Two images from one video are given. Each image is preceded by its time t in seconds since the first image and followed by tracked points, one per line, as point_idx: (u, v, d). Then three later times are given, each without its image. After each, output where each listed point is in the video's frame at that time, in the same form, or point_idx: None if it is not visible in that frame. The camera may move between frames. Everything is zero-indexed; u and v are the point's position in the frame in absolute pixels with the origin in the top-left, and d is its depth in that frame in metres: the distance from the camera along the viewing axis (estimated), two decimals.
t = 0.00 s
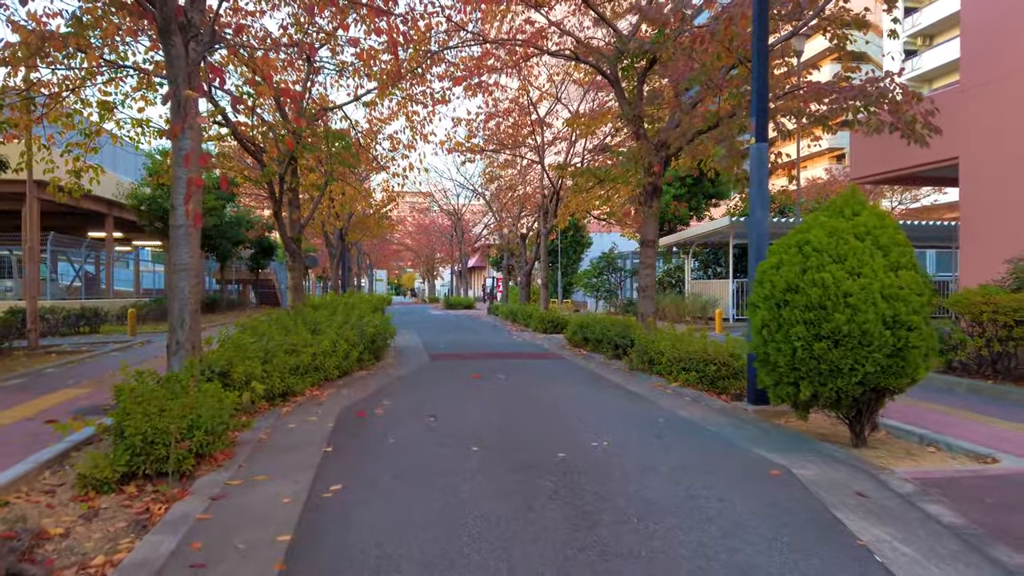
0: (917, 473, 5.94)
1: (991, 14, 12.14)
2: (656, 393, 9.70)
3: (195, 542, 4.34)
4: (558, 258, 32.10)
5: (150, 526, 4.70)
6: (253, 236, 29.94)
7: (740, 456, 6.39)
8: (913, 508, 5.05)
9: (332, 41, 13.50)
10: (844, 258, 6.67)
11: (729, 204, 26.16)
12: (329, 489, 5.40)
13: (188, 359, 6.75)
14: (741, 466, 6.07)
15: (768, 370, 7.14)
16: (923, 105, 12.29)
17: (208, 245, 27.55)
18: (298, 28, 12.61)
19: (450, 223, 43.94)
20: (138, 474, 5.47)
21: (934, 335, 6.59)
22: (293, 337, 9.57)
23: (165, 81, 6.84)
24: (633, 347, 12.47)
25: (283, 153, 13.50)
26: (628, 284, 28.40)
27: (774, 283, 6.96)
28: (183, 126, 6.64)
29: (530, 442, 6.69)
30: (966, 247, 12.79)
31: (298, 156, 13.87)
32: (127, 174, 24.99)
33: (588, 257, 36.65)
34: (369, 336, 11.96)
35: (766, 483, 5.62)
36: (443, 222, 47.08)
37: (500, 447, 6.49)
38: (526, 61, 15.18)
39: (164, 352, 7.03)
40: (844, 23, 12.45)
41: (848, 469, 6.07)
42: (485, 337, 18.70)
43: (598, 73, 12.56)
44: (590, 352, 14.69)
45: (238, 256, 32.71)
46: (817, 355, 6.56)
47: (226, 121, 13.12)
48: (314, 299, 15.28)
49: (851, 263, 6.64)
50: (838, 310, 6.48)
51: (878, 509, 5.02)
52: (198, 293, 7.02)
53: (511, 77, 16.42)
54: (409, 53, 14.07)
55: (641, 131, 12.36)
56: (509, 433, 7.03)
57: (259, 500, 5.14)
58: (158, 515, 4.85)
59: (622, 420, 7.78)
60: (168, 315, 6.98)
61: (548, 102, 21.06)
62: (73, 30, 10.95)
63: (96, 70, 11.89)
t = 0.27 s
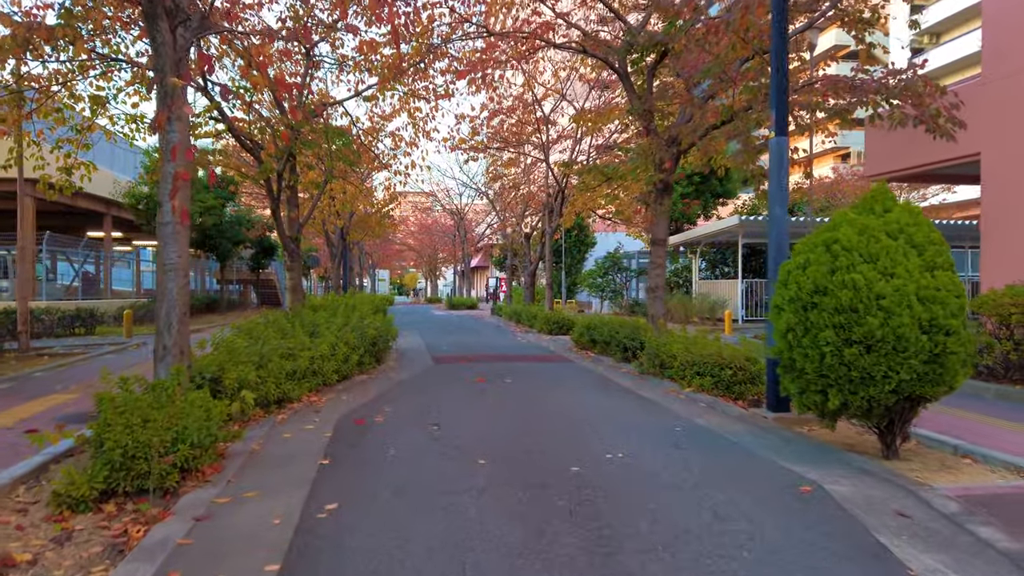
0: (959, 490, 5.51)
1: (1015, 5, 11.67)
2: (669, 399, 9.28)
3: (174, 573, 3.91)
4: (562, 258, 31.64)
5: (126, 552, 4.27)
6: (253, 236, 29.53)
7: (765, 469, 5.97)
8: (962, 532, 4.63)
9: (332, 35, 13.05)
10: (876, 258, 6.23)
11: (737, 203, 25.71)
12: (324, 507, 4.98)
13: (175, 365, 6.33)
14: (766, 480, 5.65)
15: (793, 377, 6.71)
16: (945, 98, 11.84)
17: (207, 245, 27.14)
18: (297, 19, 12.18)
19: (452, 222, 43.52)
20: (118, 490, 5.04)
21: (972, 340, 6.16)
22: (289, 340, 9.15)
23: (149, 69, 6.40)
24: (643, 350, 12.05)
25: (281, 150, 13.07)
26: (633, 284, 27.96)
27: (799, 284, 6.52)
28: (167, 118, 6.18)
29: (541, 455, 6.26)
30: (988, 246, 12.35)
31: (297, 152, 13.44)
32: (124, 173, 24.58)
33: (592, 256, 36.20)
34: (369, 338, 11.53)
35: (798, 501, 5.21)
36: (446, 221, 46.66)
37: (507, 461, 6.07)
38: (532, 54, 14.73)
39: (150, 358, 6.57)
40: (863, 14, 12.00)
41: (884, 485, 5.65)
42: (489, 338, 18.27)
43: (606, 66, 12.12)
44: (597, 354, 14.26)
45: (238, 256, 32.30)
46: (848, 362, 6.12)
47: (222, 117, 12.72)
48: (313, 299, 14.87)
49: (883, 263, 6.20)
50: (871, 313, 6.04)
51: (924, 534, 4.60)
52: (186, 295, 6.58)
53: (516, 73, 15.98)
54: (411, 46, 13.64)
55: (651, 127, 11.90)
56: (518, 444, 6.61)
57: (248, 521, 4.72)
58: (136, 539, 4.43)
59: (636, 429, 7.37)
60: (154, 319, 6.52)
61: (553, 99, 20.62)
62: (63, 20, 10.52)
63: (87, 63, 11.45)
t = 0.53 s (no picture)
0: (1006, 507, 5.10)
1: None
2: (683, 405, 8.85)
3: None
4: (566, 258, 31.21)
5: None
6: (254, 235, 29.13)
7: (794, 485, 5.55)
8: (1018, 557, 4.22)
9: (332, 27, 12.66)
10: (911, 258, 5.80)
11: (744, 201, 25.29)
12: (318, 529, 4.56)
13: (161, 372, 5.92)
14: (796, 497, 5.23)
15: (820, 385, 6.28)
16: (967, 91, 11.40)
17: (207, 245, 26.75)
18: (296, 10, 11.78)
19: (455, 222, 43.12)
20: (94, 511, 4.62)
21: (1016, 345, 5.74)
22: (286, 344, 8.74)
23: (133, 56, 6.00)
24: (654, 353, 11.63)
25: (279, 146, 12.66)
26: (639, 284, 27.53)
27: (828, 286, 6.09)
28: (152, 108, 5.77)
29: (552, 468, 5.84)
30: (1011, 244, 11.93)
31: (296, 149, 13.05)
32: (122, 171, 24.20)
33: (596, 256, 35.77)
34: (369, 341, 11.12)
35: (833, 521, 4.79)
36: (448, 221, 46.26)
37: (516, 475, 5.66)
38: (537, 48, 14.32)
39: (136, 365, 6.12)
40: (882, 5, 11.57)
41: (923, 502, 5.23)
42: (493, 340, 17.87)
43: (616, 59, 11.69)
44: (605, 357, 13.85)
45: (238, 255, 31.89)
46: (882, 369, 5.69)
47: (219, 111, 12.31)
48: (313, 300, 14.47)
49: (920, 263, 5.77)
50: (907, 317, 5.61)
51: (977, 559, 4.20)
52: (174, 297, 6.15)
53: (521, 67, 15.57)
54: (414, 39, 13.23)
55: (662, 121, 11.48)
56: (527, 456, 6.20)
57: (236, 544, 4.31)
58: (110, 566, 4.01)
59: (652, 439, 6.95)
60: (140, 322, 6.08)
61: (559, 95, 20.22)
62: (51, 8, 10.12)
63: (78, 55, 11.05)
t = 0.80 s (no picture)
0: None
1: None
2: (697, 413, 8.45)
3: None
4: (570, 258, 30.78)
5: None
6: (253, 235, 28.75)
7: (821, 503, 5.15)
8: None
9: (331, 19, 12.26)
10: (947, 258, 5.37)
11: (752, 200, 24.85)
12: (307, 555, 4.16)
13: (142, 380, 5.53)
14: (826, 517, 4.83)
15: (848, 393, 5.87)
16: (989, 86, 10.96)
17: (206, 245, 26.39)
18: None
19: (458, 222, 42.73)
20: (63, 533, 4.23)
21: None
22: (280, 347, 8.36)
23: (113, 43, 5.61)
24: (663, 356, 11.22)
25: (276, 141, 12.26)
26: (644, 284, 27.12)
27: (857, 287, 5.68)
28: (133, 97, 5.38)
29: (561, 483, 5.44)
30: None
31: (294, 145, 12.61)
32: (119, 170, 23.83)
33: (600, 256, 35.37)
34: (368, 344, 10.72)
35: (868, 544, 4.39)
36: (451, 220, 45.86)
37: (522, 492, 5.26)
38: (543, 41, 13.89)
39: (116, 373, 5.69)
40: None
41: (964, 522, 4.83)
42: (496, 342, 17.47)
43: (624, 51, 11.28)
44: (612, 360, 13.43)
45: (238, 255, 31.51)
46: (915, 376, 5.28)
47: (213, 107, 11.92)
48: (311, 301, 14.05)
49: (958, 263, 5.34)
50: (944, 321, 5.19)
51: None
52: (156, 299, 5.73)
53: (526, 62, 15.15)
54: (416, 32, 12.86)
55: (672, 116, 11.07)
56: (533, 470, 5.80)
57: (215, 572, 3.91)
58: None
59: (666, 450, 6.54)
60: (120, 327, 5.67)
61: (564, 91, 19.79)
62: None
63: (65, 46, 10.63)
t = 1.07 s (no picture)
0: None
1: None
2: (714, 420, 8.02)
3: None
4: (575, 258, 30.36)
5: None
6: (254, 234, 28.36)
7: (862, 525, 4.70)
8: None
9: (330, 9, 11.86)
10: (998, 256, 4.91)
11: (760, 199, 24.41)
12: None
13: (122, 389, 5.11)
14: (870, 543, 4.38)
15: (886, 402, 5.43)
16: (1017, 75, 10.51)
17: (205, 244, 26.00)
18: None
19: (461, 221, 42.33)
20: (27, 563, 3.79)
21: None
22: (275, 351, 7.96)
23: (92, 26, 5.26)
24: (676, 359, 10.78)
25: (273, 136, 11.83)
26: (650, 284, 26.68)
27: (897, 288, 5.24)
28: (111, 83, 5.04)
29: (576, 502, 5.01)
30: None
31: (292, 141, 12.19)
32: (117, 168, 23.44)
33: (605, 255, 34.95)
34: (370, 347, 10.31)
35: (922, 573, 3.95)
36: (454, 219, 45.45)
37: (535, 511, 4.83)
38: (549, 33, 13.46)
39: (98, 381, 5.25)
40: None
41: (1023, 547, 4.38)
42: (502, 343, 17.04)
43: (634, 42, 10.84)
44: (621, 363, 13.00)
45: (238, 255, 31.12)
46: (963, 386, 4.82)
47: (209, 101, 11.50)
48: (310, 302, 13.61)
49: (1010, 262, 4.88)
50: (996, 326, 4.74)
51: None
52: (139, 302, 5.31)
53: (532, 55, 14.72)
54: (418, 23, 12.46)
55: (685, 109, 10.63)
56: (545, 487, 5.37)
57: None
58: None
59: (687, 463, 6.11)
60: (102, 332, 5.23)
61: (569, 87, 19.37)
62: None
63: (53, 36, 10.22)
